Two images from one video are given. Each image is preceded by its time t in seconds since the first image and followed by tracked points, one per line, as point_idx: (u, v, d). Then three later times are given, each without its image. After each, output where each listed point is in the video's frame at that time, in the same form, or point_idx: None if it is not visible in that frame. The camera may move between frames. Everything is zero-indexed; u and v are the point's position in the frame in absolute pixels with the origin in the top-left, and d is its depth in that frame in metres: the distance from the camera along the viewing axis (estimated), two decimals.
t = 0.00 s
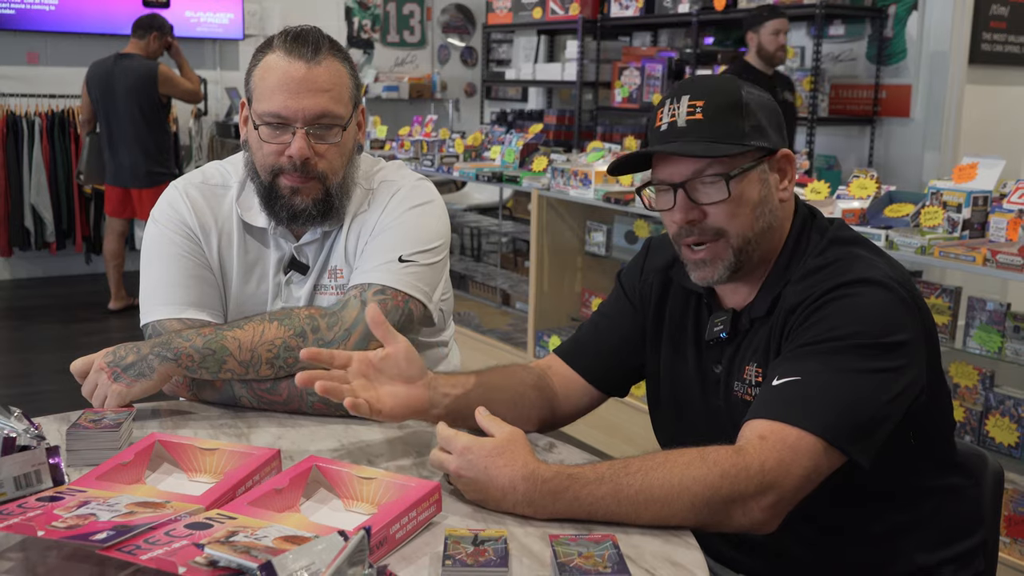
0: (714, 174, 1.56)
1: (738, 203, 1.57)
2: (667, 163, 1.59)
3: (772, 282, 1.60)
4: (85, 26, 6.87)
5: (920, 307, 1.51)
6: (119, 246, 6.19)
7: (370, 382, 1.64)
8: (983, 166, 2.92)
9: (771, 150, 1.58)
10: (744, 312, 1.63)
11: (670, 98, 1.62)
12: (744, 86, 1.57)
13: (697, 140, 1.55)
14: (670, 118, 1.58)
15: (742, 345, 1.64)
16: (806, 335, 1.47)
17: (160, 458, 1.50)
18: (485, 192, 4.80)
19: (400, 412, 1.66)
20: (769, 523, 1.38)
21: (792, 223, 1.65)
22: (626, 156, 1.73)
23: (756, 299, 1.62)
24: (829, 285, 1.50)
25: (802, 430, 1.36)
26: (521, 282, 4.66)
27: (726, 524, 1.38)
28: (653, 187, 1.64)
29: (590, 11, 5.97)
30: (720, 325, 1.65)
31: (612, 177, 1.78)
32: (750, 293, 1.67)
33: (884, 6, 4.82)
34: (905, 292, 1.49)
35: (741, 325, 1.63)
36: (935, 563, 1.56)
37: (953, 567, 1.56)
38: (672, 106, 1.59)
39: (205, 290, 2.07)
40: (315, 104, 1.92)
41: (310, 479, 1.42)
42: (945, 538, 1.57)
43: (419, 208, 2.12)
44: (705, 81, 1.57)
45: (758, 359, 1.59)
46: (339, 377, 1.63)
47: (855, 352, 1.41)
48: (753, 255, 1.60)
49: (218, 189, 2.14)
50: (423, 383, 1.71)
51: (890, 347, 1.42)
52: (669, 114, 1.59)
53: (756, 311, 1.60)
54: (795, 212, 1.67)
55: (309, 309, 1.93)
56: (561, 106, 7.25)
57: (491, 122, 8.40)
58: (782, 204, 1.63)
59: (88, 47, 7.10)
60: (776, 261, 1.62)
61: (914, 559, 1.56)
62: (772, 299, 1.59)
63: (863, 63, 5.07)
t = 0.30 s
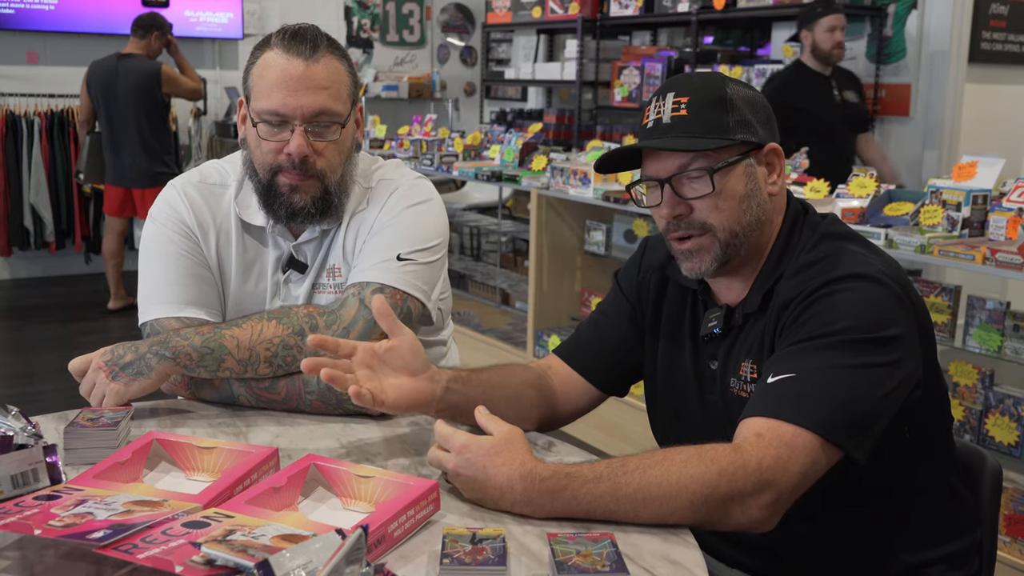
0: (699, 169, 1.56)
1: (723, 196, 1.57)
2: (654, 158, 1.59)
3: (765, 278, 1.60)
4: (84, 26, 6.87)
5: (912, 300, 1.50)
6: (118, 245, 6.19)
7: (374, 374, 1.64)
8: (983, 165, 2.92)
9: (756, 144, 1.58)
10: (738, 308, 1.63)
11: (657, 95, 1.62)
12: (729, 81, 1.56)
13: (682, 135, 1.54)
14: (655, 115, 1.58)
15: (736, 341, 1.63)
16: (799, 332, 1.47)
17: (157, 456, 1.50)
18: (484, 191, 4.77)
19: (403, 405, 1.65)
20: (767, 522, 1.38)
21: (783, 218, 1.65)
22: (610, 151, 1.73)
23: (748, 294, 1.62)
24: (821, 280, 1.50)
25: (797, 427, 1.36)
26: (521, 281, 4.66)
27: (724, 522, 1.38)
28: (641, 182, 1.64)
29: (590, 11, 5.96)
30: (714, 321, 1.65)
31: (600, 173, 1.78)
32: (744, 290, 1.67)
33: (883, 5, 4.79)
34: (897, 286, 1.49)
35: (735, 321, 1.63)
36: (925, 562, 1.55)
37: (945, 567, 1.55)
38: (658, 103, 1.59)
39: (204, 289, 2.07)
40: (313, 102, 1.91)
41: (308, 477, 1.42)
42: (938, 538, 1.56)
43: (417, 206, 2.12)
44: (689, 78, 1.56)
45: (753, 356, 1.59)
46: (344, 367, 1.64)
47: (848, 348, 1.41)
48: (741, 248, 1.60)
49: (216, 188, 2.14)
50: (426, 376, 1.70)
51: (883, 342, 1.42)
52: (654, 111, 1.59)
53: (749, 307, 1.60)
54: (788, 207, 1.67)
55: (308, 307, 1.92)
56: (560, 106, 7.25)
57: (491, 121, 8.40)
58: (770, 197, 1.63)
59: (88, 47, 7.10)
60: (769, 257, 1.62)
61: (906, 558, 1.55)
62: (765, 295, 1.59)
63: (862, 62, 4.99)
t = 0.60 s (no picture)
0: (697, 171, 1.56)
1: (723, 199, 1.57)
2: (652, 160, 1.59)
3: (765, 279, 1.60)
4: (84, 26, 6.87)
5: (912, 300, 1.50)
6: (118, 246, 6.19)
7: (390, 361, 1.64)
8: (983, 165, 2.92)
9: (756, 145, 1.58)
10: (738, 309, 1.63)
11: (656, 97, 1.62)
12: (728, 83, 1.56)
13: (680, 138, 1.55)
14: (655, 117, 1.59)
15: (736, 342, 1.63)
16: (798, 333, 1.47)
17: (156, 457, 1.50)
18: (484, 191, 4.76)
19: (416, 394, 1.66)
20: (767, 521, 1.38)
21: (783, 219, 1.65)
22: (609, 154, 1.73)
23: (748, 296, 1.62)
24: (821, 281, 1.50)
25: (797, 427, 1.36)
26: (521, 281, 4.66)
27: (723, 522, 1.38)
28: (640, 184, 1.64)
29: (589, 11, 5.96)
30: (714, 322, 1.65)
31: (599, 174, 1.78)
32: (743, 290, 1.66)
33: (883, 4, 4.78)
34: (897, 286, 1.49)
35: (735, 322, 1.63)
36: (928, 561, 1.55)
37: (948, 565, 1.56)
38: (657, 105, 1.59)
39: (203, 289, 2.07)
40: (313, 101, 1.91)
41: (307, 478, 1.42)
42: (939, 536, 1.56)
43: (416, 207, 2.12)
44: (688, 79, 1.56)
45: (753, 356, 1.59)
46: (361, 351, 1.62)
47: (847, 348, 1.41)
48: (740, 251, 1.60)
49: (215, 189, 2.14)
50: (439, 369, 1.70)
51: (883, 342, 1.42)
52: (653, 113, 1.59)
53: (749, 308, 1.60)
54: (787, 208, 1.67)
55: (307, 308, 1.92)
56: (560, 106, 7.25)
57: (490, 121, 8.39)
58: (769, 199, 1.63)
59: (88, 47, 7.10)
60: (768, 258, 1.62)
61: (908, 557, 1.55)
62: (764, 296, 1.58)
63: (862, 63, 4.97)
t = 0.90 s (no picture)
0: (708, 176, 1.56)
1: (732, 204, 1.57)
2: (661, 164, 1.59)
3: (771, 283, 1.60)
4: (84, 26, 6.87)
5: (917, 304, 1.50)
6: (119, 246, 6.19)
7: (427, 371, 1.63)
8: (982, 165, 2.92)
9: (766, 149, 1.58)
10: (743, 313, 1.63)
11: (666, 99, 1.62)
12: (738, 85, 1.56)
13: (691, 141, 1.55)
14: (665, 119, 1.59)
15: (742, 345, 1.63)
16: (805, 335, 1.47)
17: (156, 457, 1.50)
18: (484, 191, 4.76)
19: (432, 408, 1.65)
20: (767, 523, 1.38)
21: (789, 223, 1.65)
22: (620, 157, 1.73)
23: (754, 299, 1.62)
24: (827, 284, 1.50)
25: (799, 428, 1.36)
26: (521, 282, 4.66)
27: (723, 523, 1.38)
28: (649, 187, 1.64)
29: (589, 11, 5.95)
30: (719, 325, 1.65)
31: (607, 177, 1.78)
32: (747, 293, 1.66)
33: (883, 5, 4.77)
34: (903, 291, 1.49)
35: (740, 326, 1.63)
36: (933, 562, 1.55)
37: (952, 565, 1.56)
38: (667, 107, 1.59)
39: (204, 290, 2.07)
40: (314, 102, 1.91)
41: (306, 478, 1.42)
42: (943, 537, 1.56)
43: (416, 207, 2.12)
44: (699, 81, 1.57)
45: (758, 359, 1.59)
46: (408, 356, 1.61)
47: (853, 351, 1.41)
48: (748, 255, 1.60)
49: (215, 189, 2.14)
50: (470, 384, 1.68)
51: (889, 346, 1.42)
52: (663, 115, 1.59)
53: (755, 311, 1.60)
54: (793, 211, 1.67)
55: (307, 308, 1.92)
56: (560, 106, 7.25)
57: (491, 122, 8.39)
58: (778, 203, 1.63)
59: (88, 47, 7.10)
60: (774, 261, 1.62)
61: (912, 558, 1.55)
62: (770, 300, 1.59)
63: (863, 62, 4.96)
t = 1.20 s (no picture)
0: (713, 183, 1.56)
1: (738, 211, 1.57)
2: (666, 170, 1.59)
3: (772, 287, 1.61)
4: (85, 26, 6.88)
5: (918, 308, 1.51)
6: (119, 246, 6.19)
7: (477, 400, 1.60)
8: (982, 165, 2.92)
9: (771, 156, 1.59)
10: (743, 316, 1.63)
11: (670, 103, 1.61)
12: (745, 91, 1.56)
13: (698, 148, 1.55)
14: (671, 124, 1.58)
15: (741, 348, 1.63)
16: (806, 338, 1.47)
17: (157, 457, 1.50)
18: (483, 192, 4.75)
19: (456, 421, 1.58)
20: (766, 524, 1.38)
21: (790, 227, 1.66)
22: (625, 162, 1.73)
23: (755, 302, 1.62)
24: (829, 287, 1.50)
25: (799, 431, 1.37)
26: (521, 282, 4.66)
27: (723, 523, 1.38)
28: (653, 192, 1.64)
29: (589, 11, 5.95)
30: (719, 329, 1.65)
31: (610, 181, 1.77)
32: (747, 297, 1.67)
33: (883, 5, 4.76)
34: (904, 295, 1.49)
35: (740, 329, 1.63)
36: (933, 564, 1.55)
37: (951, 567, 1.56)
38: (673, 111, 1.59)
39: (204, 290, 2.07)
40: (314, 104, 1.92)
41: (307, 479, 1.42)
42: (942, 539, 1.56)
43: (416, 208, 2.12)
44: (706, 86, 1.56)
45: (758, 362, 1.59)
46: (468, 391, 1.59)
47: (855, 354, 1.41)
48: (752, 262, 1.60)
49: (216, 190, 2.14)
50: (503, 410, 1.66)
51: (889, 349, 1.42)
52: (669, 120, 1.59)
53: (756, 315, 1.60)
54: (794, 216, 1.67)
55: (307, 309, 1.93)
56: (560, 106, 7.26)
57: (491, 122, 8.39)
58: (781, 209, 1.63)
59: (89, 47, 7.11)
60: (775, 265, 1.62)
61: (912, 561, 1.55)
62: (771, 304, 1.59)
63: (862, 63, 4.96)
